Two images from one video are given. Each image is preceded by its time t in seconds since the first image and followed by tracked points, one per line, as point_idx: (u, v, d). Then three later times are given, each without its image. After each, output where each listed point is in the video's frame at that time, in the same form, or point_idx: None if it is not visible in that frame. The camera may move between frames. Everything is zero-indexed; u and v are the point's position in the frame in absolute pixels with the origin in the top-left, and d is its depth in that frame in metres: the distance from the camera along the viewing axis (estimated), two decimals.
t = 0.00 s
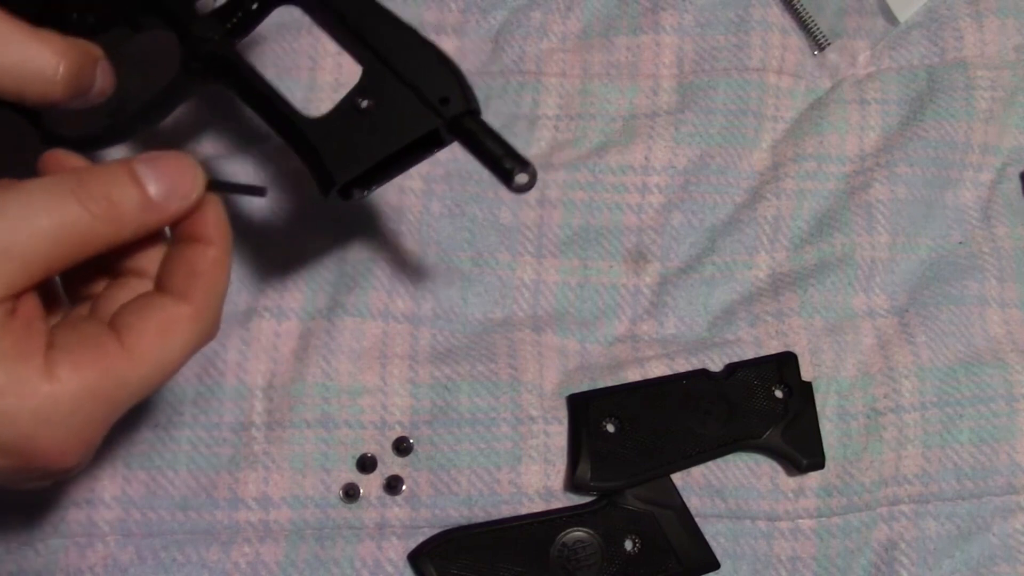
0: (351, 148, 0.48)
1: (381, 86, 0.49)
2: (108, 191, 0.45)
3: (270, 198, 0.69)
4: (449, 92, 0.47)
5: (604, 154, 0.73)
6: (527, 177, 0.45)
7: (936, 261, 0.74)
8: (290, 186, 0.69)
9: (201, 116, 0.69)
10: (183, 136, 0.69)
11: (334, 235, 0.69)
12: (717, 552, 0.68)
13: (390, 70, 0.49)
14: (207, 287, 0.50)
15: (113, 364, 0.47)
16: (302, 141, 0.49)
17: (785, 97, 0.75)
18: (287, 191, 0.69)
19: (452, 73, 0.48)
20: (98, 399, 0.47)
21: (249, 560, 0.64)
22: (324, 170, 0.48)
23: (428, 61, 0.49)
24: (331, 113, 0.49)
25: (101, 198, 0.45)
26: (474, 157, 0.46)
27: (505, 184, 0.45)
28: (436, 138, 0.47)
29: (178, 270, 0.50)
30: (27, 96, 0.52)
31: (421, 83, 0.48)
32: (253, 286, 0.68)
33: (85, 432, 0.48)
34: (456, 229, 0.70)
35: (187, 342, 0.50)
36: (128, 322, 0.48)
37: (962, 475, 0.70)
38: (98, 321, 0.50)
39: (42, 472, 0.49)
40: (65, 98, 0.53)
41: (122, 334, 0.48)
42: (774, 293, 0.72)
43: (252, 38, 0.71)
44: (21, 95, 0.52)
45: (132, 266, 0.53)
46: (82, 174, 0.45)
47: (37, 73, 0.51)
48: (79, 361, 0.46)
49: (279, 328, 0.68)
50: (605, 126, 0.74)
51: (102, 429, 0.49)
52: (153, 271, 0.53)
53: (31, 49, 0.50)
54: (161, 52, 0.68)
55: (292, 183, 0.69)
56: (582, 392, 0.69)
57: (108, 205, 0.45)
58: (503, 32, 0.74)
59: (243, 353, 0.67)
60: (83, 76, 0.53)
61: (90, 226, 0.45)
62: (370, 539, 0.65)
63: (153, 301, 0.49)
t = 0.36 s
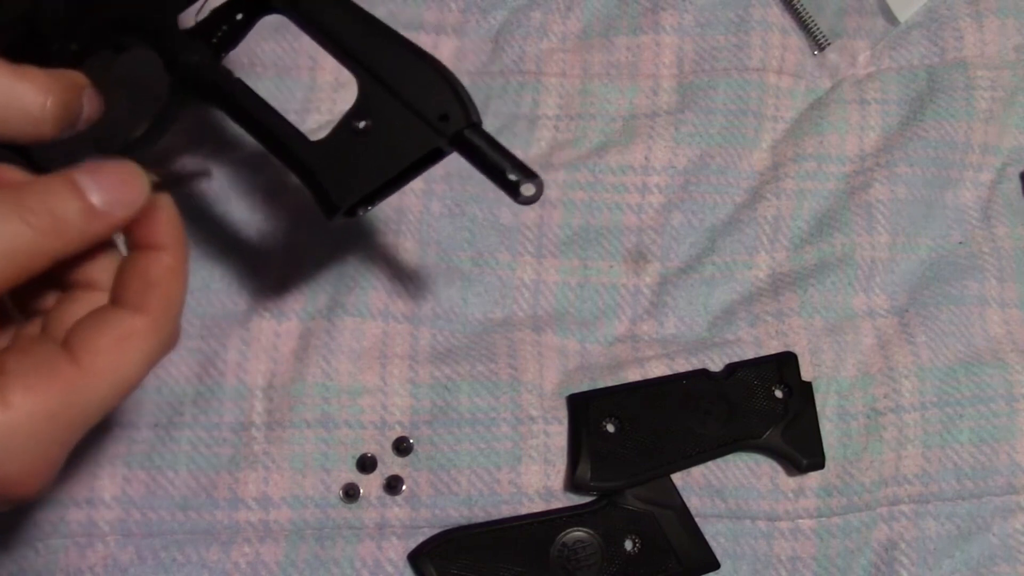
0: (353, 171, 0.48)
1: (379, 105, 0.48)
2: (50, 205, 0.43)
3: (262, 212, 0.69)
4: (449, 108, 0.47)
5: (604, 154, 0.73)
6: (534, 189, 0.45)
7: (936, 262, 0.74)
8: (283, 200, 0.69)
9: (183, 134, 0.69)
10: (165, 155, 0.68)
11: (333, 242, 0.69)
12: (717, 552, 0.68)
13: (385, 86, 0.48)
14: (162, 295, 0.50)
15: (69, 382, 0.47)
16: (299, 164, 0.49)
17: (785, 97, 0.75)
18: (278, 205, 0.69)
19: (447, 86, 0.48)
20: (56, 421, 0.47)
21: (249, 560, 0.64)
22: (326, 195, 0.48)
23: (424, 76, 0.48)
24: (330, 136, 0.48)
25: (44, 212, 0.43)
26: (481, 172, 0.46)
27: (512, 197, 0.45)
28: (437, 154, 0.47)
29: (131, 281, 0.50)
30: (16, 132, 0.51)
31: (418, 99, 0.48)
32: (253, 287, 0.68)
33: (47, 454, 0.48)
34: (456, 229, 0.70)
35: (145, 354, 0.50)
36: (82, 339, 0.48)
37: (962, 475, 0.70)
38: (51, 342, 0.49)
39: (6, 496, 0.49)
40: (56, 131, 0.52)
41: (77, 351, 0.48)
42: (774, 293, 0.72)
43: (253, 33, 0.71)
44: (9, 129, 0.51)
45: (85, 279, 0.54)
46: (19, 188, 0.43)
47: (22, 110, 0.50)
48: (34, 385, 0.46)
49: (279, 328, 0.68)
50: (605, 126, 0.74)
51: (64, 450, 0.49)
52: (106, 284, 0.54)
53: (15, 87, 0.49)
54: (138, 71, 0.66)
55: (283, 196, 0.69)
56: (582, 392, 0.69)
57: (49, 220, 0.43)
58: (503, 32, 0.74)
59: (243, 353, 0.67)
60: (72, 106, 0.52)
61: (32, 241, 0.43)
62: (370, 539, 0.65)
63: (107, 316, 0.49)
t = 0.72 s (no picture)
0: (362, 135, 0.45)
1: (391, 66, 0.45)
2: (23, 193, 0.44)
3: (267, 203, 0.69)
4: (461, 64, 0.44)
5: (604, 154, 0.73)
6: (550, 145, 0.41)
7: (936, 262, 0.74)
8: (287, 190, 0.69)
9: (186, 127, 0.69)
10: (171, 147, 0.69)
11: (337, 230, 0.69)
12: (717, 552, 0.68)
13: (394, 47, 0.46)
14: (138, 282, 0.50)
15: (41, 371, 0.47)
16: (310, 132, 0.47)
17: (785, 97, 0.75)
18: (282, 196, 0.69)
19: (460, 44, 0.45)
20: (31, 410, 0.47)
21: (249, 560, 0.64)
22: (336, 161, 0.46)
23: (435, 33, 0.45)
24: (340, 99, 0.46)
25: (17, 200, 0.43)
26: (494, 129, 0.43)
27: (527, 153, 0.41)
28: (450, 115, 0.44)
29: (107, 266, 0.50)
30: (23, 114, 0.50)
31: (428, 57, 0.45)
32: (252, 286, 0.68)
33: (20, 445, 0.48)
34: (456, 229, 0.70)
35: (121, 341, 0.50)
36: (56, 327, 0.48)
37: (962, 475, 0.70)
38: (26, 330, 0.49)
39: None
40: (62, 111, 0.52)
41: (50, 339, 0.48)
42: (774, 293, 0.72)
43: (254, 34, 0.71)
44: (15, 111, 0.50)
45: (63, 263, 0.54)
46: None
47: (26, 90, 0.49)
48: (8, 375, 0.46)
49: (279, 328, 0.68)
50: (605, 126, 0.74)
51: (40, 439, 0.49)
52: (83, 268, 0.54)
53: (19, 65, 0.49)
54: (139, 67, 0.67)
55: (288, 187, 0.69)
56: (582, 392, 0.69)
57: (24, 207, 0.44)
58: (503, 32, 0.74)
59: (243, 353, 0.67)
60: (76, 85, 0.51)
61: (7, 231, 0.44)
62: (370, 539, 0.65)
63: (82, 303, 0.49)
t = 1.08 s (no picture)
0: (384, 121, 0.46)
1: (413, 53, 0.46)
2: (33, 197, 0.44)
3: (287, 194, 0.69)
4: (483, 56, 0.45)
5: (604, 154, 0.73)
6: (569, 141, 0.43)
7: (936, 262, 0.74)
8: (298, 180, 0.69)
9: (204, 110, 0.69)
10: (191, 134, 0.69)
11: (354, 224, 0.69)
12: (717, 552, 0.68)
13: (416, 34, 0.47)
14: (143, 303, 0.51)
15: (38, 387, 0.48)
16: (331, 116, 0.47)
17: (785, 97, 0.75)
18: (302, 187, 0.69)
19: (482, 34, 0.46)
20: (28, 424, 0.48)
21: (249, 560, 0.64)
22: (355, 146, 0.46)
23: (457, 23, 0.46)
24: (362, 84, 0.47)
25: (27, 203, 0.44)
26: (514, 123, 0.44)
27: (545, 148, 0.43)
28: (471, 105, 0.45)
29: (113, 285, 0.51)
30: (51, 90, 0.52)
31: (452, 47, 0.46)
32: (253, 286, 0.68)
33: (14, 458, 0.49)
34: (456, 229, 0.70)
35: (121, 359, 0.50)
36: (58, 343, 0.49)
37: (962, 475, 0.70)
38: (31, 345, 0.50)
39: None
40: (88, 89, 0.53)
41: (51, 355, 0.49)
42: (774, 293, 0.72)
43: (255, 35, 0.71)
44: (43, 87, 0.52)
45: (71, 281, 0.54)
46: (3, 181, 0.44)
47: (53, 64, 0.51)
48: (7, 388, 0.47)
49: (279, 328, 0.68)
50: (605, 126, 0.74)
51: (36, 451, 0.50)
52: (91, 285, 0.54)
53: (49, 39, 0.51)
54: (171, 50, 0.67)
55: (309, 178, 0.69)
56: (582, 392, 0.69)
57: (36, 211, 0.44)
58: (503, 32, 0.74)
59: (243, 353, 0.67)
60: (102, 65, 0.53)
61: (17, 232, 0.44)
62: (370, 539, 0.65)
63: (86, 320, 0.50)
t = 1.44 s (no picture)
0: (383, 113, 0.45)
1: (415, 48, 0.46)
2: (41, 180, 0.45)
3: (293, 187, 0.69)
4: (484, 53, 0.44)
5: (604, 154, 0.73)
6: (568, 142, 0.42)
7: (936, 261, 0.74)
8: (301, 177, 0.69)
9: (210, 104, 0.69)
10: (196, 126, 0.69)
11: (357, 218, 0.69)
12: (717, 552, 0.68)
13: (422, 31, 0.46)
14: (145, 295, 0.51)
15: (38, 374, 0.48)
16: (331, 107, 0.47)
17: (785, 97, 0.75)
18: (305, 182, 0.69)
19: (486, 32, 0.45)
20: (27, 411, 0.48)
21: (249, 560, 0.64)
22: (353, 137, 0.46)
23: (462, 20, 0.46)
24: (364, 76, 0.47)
25: (34, 186, 0.45)
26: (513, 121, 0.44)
27: (542, 147, 0.43)
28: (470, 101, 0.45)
29: (115, 280, 0.51)
30: (64, 75, 0.55)
31: (454, 44, 0.45)
32: (253, 285, 0.68)
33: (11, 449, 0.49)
34: (456, 228, 0.70)
35: (122, 350, 0.50)
36: (59, 336, 0.49)
37: (962, 475, 0.70)
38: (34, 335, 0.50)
39: None
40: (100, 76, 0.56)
41: (51, 347, 0.49)
42: (774, 293, 0.72)
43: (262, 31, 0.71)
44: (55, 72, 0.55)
45: (79, 276, 0.54)
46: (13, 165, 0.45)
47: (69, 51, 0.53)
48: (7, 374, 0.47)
49: (279, 328, 0.68)
50: (605, 126, 0.74)
51: (35, 439, 0.50)
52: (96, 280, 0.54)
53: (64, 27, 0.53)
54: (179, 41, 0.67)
55: (314, 171, 0.69)
56: (582, 392, 0.69)
57: (42, 193, 0.45)
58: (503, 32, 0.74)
59: (243, 353, 0.67)
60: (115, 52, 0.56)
61: (25, 214, 0.45)
62: (370, 539, 0.65)
63: (88, 311, 0.50)
